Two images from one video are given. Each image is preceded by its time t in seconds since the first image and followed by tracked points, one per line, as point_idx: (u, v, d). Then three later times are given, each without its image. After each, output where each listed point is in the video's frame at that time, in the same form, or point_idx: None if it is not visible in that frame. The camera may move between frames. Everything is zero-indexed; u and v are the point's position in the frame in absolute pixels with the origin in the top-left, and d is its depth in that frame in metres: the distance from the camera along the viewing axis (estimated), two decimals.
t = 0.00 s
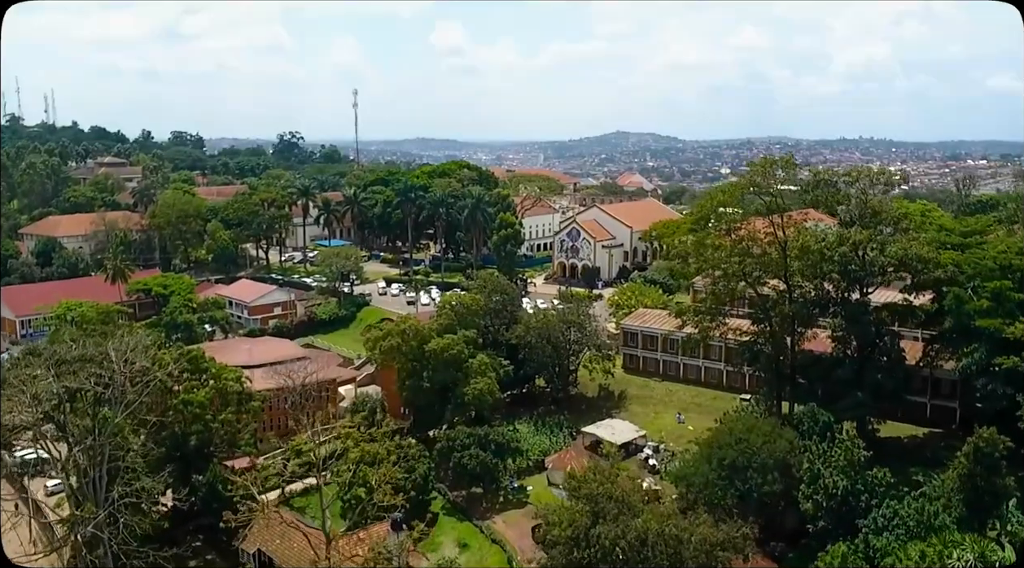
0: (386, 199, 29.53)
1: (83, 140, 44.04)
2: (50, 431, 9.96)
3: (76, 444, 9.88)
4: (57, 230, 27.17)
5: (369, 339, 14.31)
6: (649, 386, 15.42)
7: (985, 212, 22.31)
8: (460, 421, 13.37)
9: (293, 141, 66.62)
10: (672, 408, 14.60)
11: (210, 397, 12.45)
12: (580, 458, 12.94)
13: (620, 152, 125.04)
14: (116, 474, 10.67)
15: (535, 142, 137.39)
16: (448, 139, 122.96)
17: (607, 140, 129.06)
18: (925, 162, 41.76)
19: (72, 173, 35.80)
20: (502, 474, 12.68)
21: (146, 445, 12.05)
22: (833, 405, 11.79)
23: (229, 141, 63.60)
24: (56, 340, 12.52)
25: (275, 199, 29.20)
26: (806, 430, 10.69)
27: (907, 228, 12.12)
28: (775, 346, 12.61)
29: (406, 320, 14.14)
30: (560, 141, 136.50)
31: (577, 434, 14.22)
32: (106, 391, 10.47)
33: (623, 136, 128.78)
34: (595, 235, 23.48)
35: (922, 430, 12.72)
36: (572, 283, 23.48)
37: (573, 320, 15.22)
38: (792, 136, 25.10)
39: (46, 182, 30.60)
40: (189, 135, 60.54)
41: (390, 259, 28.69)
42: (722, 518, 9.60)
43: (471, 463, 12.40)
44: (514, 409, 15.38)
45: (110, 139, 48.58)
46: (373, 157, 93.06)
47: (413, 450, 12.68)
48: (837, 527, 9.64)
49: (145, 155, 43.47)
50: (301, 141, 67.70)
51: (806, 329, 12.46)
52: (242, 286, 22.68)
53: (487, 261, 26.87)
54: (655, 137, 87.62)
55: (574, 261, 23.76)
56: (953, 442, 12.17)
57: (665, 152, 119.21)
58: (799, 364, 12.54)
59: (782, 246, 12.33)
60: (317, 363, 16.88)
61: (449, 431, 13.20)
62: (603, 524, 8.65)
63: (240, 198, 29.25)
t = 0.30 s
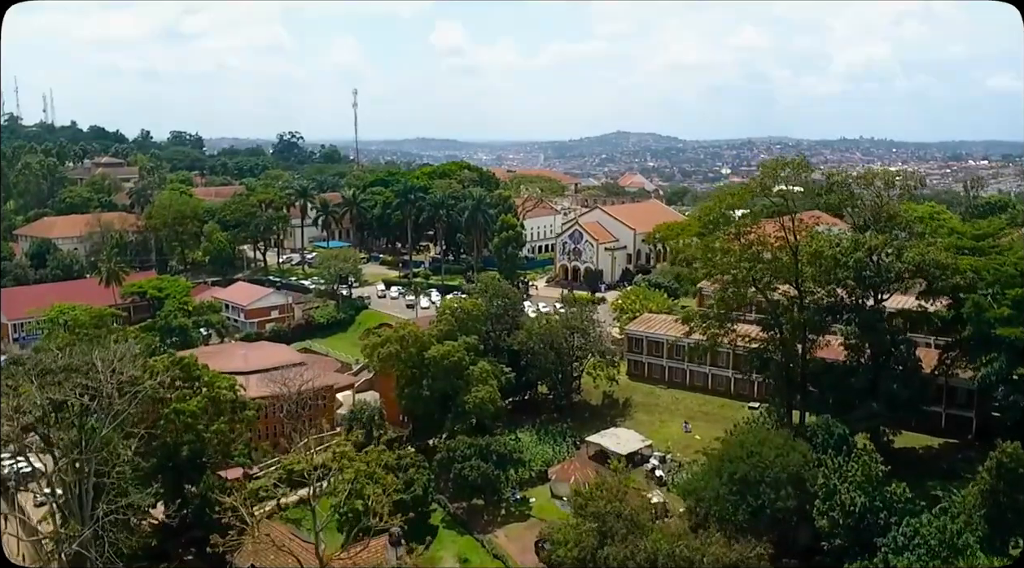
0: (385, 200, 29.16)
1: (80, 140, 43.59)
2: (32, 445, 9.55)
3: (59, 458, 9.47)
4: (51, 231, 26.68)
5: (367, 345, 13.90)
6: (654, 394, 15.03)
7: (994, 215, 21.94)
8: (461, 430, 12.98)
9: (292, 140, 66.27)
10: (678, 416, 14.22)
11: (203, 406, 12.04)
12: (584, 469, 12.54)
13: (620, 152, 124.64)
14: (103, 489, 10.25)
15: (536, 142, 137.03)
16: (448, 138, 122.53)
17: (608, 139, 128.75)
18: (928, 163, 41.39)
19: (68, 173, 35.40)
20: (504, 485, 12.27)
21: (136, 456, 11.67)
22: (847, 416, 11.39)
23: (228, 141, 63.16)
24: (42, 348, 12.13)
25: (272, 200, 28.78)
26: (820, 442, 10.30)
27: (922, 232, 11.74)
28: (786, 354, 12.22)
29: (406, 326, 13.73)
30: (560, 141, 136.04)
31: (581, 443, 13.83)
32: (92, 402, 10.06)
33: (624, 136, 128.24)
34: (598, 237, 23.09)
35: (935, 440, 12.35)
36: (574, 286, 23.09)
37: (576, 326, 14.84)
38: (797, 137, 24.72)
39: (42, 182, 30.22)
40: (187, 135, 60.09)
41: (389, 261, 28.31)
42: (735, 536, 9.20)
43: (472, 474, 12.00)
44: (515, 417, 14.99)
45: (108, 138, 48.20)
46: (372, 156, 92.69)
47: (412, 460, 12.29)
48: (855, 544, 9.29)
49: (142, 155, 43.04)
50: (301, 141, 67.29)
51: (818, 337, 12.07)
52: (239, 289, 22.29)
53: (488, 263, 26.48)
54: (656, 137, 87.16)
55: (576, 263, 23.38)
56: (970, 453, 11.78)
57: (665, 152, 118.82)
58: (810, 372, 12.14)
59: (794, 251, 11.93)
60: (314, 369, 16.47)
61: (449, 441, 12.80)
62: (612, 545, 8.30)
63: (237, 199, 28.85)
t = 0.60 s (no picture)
0: (380, 202, 28.69)
1: (73, 140, 43.04)
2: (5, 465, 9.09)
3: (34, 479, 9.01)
4: (40, 233, 26.16)
5: (361, 353, 13.44)
6: (657, 403, 14.58)
7: (1000, 218, 21.54)
8: (458, 442, 12.52)
9: (287, 140, 65.73)
10: (682, 426, 13.77)
11: (190, 419, 11.55)
12: (585, 482, 12.09)
13: (617, 152, 124.23)
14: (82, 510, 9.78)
15: (532, 142, 136.64)
16: (444, 139, 122.04)
17: (604, 140, 128.40)
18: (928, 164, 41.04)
19: (58, 174, 34.86)
20: (502, 500, 11.82)
21: (119, 470, 11.20)
22: (859, 429, 10.95)
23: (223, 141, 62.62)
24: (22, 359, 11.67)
25: (266, 202, 28.29)
26: (834, 458, 9.84)
27: (938, 237, 11.33)
28: (795, 363, 11.76)
29: (402, 334, 13.29)
30: (557, 141, 135.65)
31: (582, 455, 13.37)
32: (69, 418, 9.60)
33: (621, 137, 127.89)
34: (597, 240, 22.66)
35: (949, 452, 11.91)
36: (573, 290, 22.65)
37: (577, 333, 14.39)
38: (797, 138, 24.34)
39: (32, 183, 29.70)
40: (182, 135, 59.53)
41: (385, 263, 27.84)
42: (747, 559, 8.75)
43: (469, 489, 11.52)
44: (514, 426, 14.53)
45: (101, 138, 47.63)
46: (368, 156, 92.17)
47: (408, 474, 11.83)
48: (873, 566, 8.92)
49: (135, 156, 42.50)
50: (297, 141, 66.76)
51: (829, 346, 11.63)
52: (231, 293, 21.80)
53: (485, 266, 26.03)
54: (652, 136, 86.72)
55: (575, 266, 22.95)
56: (987, 466, 11.35)
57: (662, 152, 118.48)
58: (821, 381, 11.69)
59: (803, 256, 11.51)
60: (307, 377, 15.99)
61: (446, 453, 12.34)
62: None
63: (230, 200, 28.36)
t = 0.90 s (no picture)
0: (374, 203, 28.27)
1: (63, 141, 42.46)
2: None
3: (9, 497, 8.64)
4: (27, 235, 25.67)
5: (353, 361, 13.00)
6: (658, 410, 14.20)
7: (1002, 221, 21.22)
8: (454, 453, 12.12)
9: (281, 140, 65.25)
10: (684, 436, 13.38)
11: (174, 430, 11.08)
12: (585, 495, 11.70)
13: (611, 152, 123.97)
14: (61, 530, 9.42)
15: (527, 143, 136.33)
16: (439, 139, 121.58)
17: (599, 139, 128.18)
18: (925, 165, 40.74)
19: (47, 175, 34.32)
20: (500, 513, 11.39)
21: (101, 484, 10.76)
22: (868, 440, 10.58)
23: (215, 141, 62.10)
24: None
25: (257, 203, 27.82)
26: (846, 473, 9.45)
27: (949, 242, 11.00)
28: (801, 371, 11.39)
29: (395, 341, 12.86)
30: (551, 142, 135.37)
31: (581, 465, 12.98)
32: (45, 432, 9.26)
33: (615, 137, 127.78)
34: (594, 242, 22.26)
35: (959, 462, 11.53)
36: (570, 293, 22.25)
37: (575, 339, 14.01)
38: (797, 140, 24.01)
39: (19, 184, 29.15)
40: (174, 135, 58.98)
41: (378, 266, 27.42)
42: None
43: (465, 502, 11.08)
44: (510, 434, 14.12)
45: (92, 138, 47.08)
46: (362, 157, 91.68)
47: (401, 487, 11.39)
48: None
49: (125, 156, 41.97)
50: (290, 141, 66.28)
51: (836, 353, 11.27)
52: (222, 296, 21.35)
53: (481, 268, 25.64)
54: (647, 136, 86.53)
55: (572, 269, 22.56)
56: (1000, 478, 10.98)
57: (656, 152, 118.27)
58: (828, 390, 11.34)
59: (810, 262, 11.12)
60: (299, 384, 15.58)
61: (441, 465, 11.92)
62: None
63: (221, 201, 27.89)
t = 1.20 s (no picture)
0: (365, 205, 27.83)
1: (49, 140, 41.78)
2: None
3: None
4: (10, 238, 25.11)
5: (341, 370, 12.57)
6: (656, 419, 13.82)
7: (1002, 223, 20.96)
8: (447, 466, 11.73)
9: (271, 139, 64.66)
10: (683, 445, 13.02)
11: (154, 444, 10.63)
12: (582, 508, 11.28)
13: (602, 152, 123.73)
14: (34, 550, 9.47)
15: (518, 143, 136.02)
16: (429, 138, 121.06)
17: (591, 139, 127.96)
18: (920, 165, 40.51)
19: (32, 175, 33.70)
20: (494, 528, 10.98)
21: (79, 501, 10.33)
22: (876, 452, 10.22)
23: (204, 141, 61.48)
24: None
25: (245, 204, 27.32)
26: (856, 488, 9.11)
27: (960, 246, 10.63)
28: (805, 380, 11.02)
29: (385, 349, 12.43)
30: (543, 141, 135.07)
31: (578, 476, 12.59)
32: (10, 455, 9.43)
33: (607, 137, 127.59)
34: (589, 244, 21.88)
35: (967, 474, 11.18)
36: (564, 296, 21.86)
37: (571, 346, 13.60)
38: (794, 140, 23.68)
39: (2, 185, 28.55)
40: (162, 135, 58.33)
41: (369, 268, 26.99)
42: None
43: (458, 518, 10.62)
44: (504, 444, 13.72)
45: (78, 138, 46.40)
46: (353, 157, 91.11)
47: (392, 501, 10.98)
48: None
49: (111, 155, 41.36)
50: (280, 141, 65.72)
51: (842, 361, 10.91)
52: (209, 300, 20.88)
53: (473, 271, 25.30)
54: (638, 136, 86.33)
55: (566, 272, 22.17)
56: (1010, 490, 10.64)
57: (648, 152, 118.11)
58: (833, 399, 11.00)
59: (815, 268, 10.76)
60: (287, 392, 15.14)
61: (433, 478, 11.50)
62: None
63: (208, 203, 27.39)
